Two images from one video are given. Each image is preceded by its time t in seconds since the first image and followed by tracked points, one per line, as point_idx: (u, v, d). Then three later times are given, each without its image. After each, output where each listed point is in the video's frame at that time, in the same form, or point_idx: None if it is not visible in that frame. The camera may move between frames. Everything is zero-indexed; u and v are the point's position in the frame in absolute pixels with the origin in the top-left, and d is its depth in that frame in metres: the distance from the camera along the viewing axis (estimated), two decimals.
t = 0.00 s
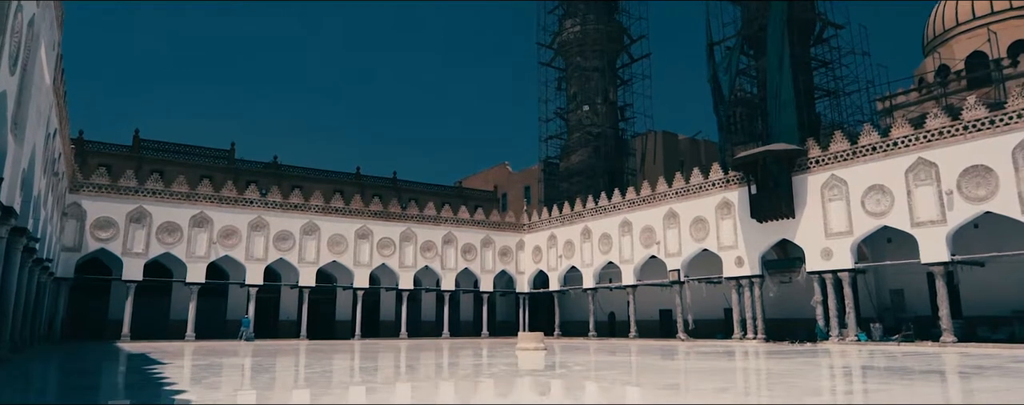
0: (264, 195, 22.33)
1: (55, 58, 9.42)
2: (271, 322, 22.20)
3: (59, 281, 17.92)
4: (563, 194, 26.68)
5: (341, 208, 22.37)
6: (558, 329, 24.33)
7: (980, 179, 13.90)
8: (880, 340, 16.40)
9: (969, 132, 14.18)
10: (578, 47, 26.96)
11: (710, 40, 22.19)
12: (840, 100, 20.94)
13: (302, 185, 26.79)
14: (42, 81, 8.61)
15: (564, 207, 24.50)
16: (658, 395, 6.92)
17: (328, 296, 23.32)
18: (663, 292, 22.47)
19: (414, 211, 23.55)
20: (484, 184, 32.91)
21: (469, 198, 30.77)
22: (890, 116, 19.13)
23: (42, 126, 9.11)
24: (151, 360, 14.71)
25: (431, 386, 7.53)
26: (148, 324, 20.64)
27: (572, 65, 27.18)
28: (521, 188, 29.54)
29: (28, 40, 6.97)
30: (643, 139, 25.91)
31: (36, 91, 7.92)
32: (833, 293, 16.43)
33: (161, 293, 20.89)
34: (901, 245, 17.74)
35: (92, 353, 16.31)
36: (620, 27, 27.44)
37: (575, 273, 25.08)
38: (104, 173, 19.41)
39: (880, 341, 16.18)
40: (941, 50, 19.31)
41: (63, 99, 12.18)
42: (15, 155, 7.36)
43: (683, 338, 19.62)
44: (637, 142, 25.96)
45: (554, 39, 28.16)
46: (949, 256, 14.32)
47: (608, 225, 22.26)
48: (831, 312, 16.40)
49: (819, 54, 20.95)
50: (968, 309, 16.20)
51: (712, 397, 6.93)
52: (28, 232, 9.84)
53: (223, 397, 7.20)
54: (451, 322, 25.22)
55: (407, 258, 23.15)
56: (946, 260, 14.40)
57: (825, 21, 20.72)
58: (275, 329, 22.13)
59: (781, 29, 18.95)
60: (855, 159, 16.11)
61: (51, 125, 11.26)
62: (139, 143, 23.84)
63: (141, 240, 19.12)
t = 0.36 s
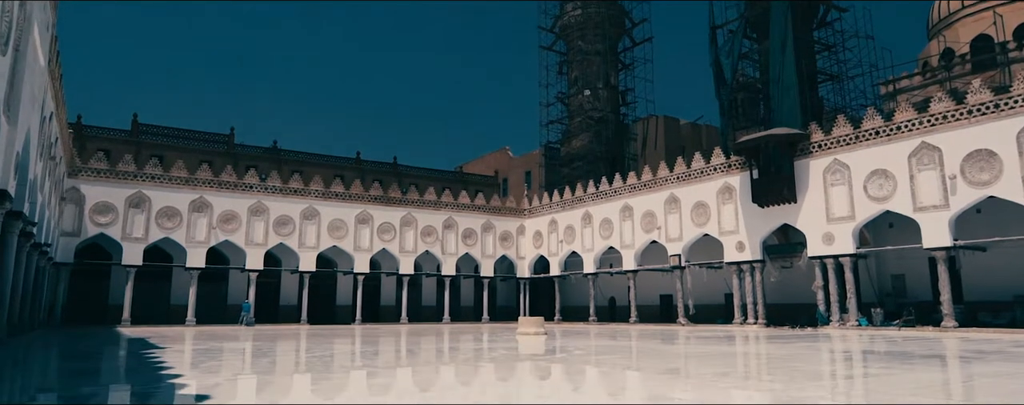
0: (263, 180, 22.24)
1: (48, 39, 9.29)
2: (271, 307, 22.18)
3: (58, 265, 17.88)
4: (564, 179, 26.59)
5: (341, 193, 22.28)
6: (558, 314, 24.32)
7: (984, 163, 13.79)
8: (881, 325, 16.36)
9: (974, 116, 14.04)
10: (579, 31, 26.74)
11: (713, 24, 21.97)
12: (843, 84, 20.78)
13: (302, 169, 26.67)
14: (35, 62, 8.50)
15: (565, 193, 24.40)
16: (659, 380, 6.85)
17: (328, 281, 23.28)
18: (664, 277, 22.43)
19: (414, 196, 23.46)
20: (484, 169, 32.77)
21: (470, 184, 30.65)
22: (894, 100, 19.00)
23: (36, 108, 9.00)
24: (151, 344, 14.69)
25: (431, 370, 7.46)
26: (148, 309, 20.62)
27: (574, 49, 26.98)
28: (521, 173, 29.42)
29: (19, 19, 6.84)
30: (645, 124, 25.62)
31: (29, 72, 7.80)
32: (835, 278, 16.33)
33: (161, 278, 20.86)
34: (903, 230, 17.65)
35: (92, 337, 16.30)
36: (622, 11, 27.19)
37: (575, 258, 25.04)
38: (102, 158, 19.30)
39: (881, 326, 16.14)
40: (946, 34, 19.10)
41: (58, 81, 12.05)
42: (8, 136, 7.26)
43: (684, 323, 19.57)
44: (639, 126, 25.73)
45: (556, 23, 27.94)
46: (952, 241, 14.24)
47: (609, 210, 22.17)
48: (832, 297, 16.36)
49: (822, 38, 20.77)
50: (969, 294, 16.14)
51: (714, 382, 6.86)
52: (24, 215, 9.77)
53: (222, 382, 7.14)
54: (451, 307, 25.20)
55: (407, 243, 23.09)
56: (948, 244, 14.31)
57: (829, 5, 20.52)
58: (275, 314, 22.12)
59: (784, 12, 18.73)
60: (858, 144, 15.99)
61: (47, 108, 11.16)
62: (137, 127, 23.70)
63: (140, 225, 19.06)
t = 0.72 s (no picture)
0: (263, 168, 22.14)
1: (42, 24, 9.20)
2: (272, 294, 22.14)
3: (58, 252, 17.83)
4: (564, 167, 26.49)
5: (341, 180, 22.20)
6: (558, 301, 24.30)
7: (988, 150, 13.66)
8: (882, 312, 16.31)
9: (979, 102, 13.90)
10: (580, 18, 26.51)
11: (716, 10, 21.75)
12: (847, 70, 20.65)
13: (302, 157, 26.57)
14: (29, 46, 8.40)
15: (566, 180, 24.30)
16: (659, 367, 6.79)
17: (328, 269, 23.23)
18: (664, 265, 22.38)
19: (414, 183, 23.36)
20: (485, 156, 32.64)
21: (470, 171, 30.55)
22: (897, 87, 18.89)
23: (30, 93, 8.92)
24: (149, 331, 14.67)
25: (431, 357, 7.40)
26: (148, 296, 20.58)
27: (574, 36, 26.77)
28: (522, 161, 29.31)
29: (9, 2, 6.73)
30: (646, 110, 25.53)
31: (22, 56, 7.70)
32: (836, 266, 16.23)
33: (162, 265, 20.82)
34: (906, 217, 17.55)
35: (91, 324, 16.28)
36: None
37: (575, 246, 24.97)
38: (100, 145, 19.19)
39: (883, 313, 16.09)
40: (951, 20, 18.92)
41: (53, 66, 11.95)
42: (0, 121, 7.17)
43: (684, 310, 19.52)
44: (641, 113, 25.55)
45: (556, 9, 27.71)
46: (954, 228, 14.15)
47: (610, 198, 22.09)
48: (834, 284, 16.29)
49: (826, 23, 20.58)
50: (971, 281, 16.06)
51: (717, 369, 6.79)
52: (20, 200, 9.70)
53: (221, 369, 7.08)
54: (452, 295, 25.17)
55: (407, 231, 23.02)
56: (951, 232, 14.22)
57: None
58: (275, 301, 22.10)
59: None
60: (862, 130, 15.87)
61: (42, 94, 11.06)
62: (136, 114, 23.59)
63: (139, 212, 18.99)
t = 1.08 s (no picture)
0: (262, 157, 22.03)
1: (36, 10, 9.08)
2: (271, 284, 22.10)
3: (56, 242, 17.76)
4: (565, 156, 26.37)
5: (341, 169, 22.09)
6: (558, 291, 24.25)
7: (992, 138, 13.54)
8: (884, 302, 16.24)
9: (984, 90, 13.75)
10: (582, 6, 26.28)
11: None
12: (850, 58, 20.48)
13: (301, 146, 26.47)
14: (23, 32, 8.30)
15: (566, 169, 24.19)
16: (660, 356, 6.73)
17: (328, 258, 23.17)
18: (665, 254, 22.31)
19: (414, 173, 23.25)
20: (485, 146, 32.52)
21: (471, 160, 30.44)
22: (901, 75, 18.72)
23: (24, 80, 8.81)
24: (149, 321, 14.64)
25: (431, 346, 7.33)
26: (148, 286, 20.55)
27: (575, 24, 26.57)
28: (523, 150, 29.18)
29: None
30: (647, 99, 25.37)
31: (15, 42, 7.60)
32: (838, 255, 16.15)
33: (161, 254, 20.77)
34: (908, 207, 17.45)
35: (91, 313, 16.25)
36: None
37: (576, 235, 24.90)
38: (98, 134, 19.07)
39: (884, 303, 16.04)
40: (956, 7, 18.73)
41: (48, 53, 11.82)
42: None
43: (685, 300, 19.47)
44: (641, 102, 25.37)
45: None
46: (958, 217, 14.05)
47: (611, 187, 21.99)
48: (836, 274, 16.22)
49: (828, 11, 20.39)
50: (973, 271, 15.99)
51: (719, 358, 6.74)
52: (15, 189, 9.61)
53: (219, 358, 7.02)
54: (452, 284, 25.12)
55: (408, 220, 22.95)
56: (954, 221, 14.13)
57: None
58: (276, 290, 22.06)
59: None
60: (864, 119, 15.75)
61: (37, 82, 10.93)
62: (134, 103, 23.46)
63: (138, 202, 18.90)
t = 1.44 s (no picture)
0: (261, 147, 21.93)
1: None
2: (271, 274, 22.04)
3: (55, 232, 17.68)
4: (565, 147, 26.26)
5: (340, 160, 21.97)
6: (558, 281, 24.19)
7: (996, 128, 13.41)
8: (885, 292, 16.17)
9: (988, 79, 13.59)
10: None
11: None
12: (852, 48, 20.32)
13: (301, 137, 26.34)
14: (16, 20, 8.18)
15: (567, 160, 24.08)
16: (662, 346, 6.66)
17: (327, 249, 23.09)
18: (666, 245, 22.22)
19: (413, 163, 23.13)
20: (485, 136, 32.39)
21: (471, 151, 30.32)
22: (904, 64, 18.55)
23: (18, 67, 8.70)
24: (147, 311, 14.59)
25: (430, 337, 7.25)
26: (148, 276, 20.49)
27: (576, 14, 26.35)
28: (523, 141, 29.06)
29: None
30: (648, 89, 25.20)
31: (9, 29, 7.48)
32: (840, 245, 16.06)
33: (161, 245, 20.69)
34: (910, 197, 17.34)
35: (90, 304, 16.17)
36: None
37: (576, 226, 24.81)
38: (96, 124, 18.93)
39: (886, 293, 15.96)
40: None
41: (43, 41, 11.71)
42: None
43: (685, 290, 19.40)
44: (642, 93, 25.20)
45: None
46: (961, 207, 13.95)
47: (611, 178, 21.88)
48: (838, 264, 16.14)
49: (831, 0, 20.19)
50: (976, 261, 15.89)
51: (720, 349, 6.67)
52: (10, 177, 9.51)
53: (216, 348, 6.94)
54: (452, 275, 25.06)
55: (408, 211, 22.86)
56: (957, 211, 14.02)
57: None
58: (275, 281, 22.00)
59: None
60: (867, 109, 15.62)
61: (33, 71, 10.82)
62: (132, 94, 23.31)
63: (136, 193, 18.79)
